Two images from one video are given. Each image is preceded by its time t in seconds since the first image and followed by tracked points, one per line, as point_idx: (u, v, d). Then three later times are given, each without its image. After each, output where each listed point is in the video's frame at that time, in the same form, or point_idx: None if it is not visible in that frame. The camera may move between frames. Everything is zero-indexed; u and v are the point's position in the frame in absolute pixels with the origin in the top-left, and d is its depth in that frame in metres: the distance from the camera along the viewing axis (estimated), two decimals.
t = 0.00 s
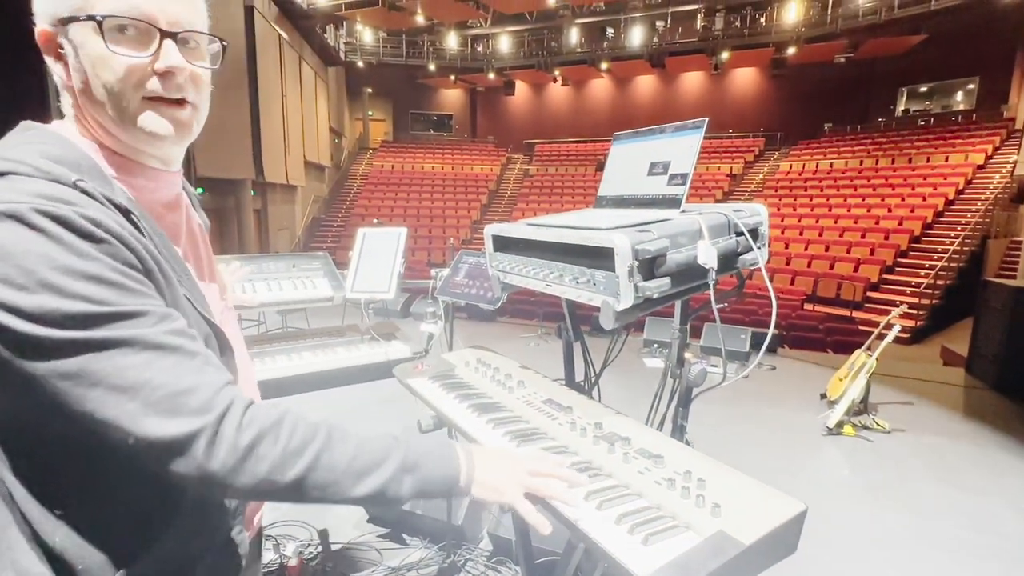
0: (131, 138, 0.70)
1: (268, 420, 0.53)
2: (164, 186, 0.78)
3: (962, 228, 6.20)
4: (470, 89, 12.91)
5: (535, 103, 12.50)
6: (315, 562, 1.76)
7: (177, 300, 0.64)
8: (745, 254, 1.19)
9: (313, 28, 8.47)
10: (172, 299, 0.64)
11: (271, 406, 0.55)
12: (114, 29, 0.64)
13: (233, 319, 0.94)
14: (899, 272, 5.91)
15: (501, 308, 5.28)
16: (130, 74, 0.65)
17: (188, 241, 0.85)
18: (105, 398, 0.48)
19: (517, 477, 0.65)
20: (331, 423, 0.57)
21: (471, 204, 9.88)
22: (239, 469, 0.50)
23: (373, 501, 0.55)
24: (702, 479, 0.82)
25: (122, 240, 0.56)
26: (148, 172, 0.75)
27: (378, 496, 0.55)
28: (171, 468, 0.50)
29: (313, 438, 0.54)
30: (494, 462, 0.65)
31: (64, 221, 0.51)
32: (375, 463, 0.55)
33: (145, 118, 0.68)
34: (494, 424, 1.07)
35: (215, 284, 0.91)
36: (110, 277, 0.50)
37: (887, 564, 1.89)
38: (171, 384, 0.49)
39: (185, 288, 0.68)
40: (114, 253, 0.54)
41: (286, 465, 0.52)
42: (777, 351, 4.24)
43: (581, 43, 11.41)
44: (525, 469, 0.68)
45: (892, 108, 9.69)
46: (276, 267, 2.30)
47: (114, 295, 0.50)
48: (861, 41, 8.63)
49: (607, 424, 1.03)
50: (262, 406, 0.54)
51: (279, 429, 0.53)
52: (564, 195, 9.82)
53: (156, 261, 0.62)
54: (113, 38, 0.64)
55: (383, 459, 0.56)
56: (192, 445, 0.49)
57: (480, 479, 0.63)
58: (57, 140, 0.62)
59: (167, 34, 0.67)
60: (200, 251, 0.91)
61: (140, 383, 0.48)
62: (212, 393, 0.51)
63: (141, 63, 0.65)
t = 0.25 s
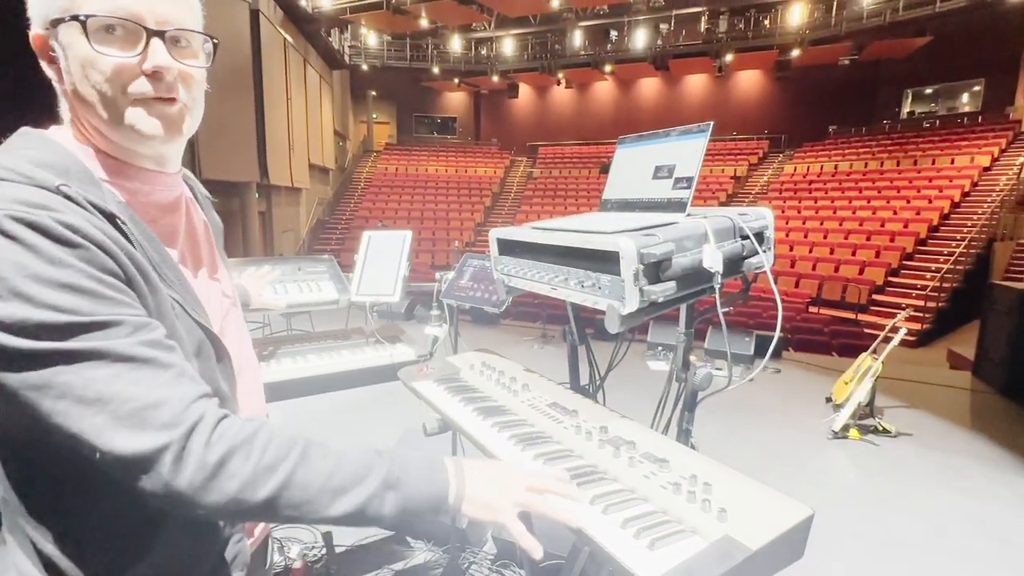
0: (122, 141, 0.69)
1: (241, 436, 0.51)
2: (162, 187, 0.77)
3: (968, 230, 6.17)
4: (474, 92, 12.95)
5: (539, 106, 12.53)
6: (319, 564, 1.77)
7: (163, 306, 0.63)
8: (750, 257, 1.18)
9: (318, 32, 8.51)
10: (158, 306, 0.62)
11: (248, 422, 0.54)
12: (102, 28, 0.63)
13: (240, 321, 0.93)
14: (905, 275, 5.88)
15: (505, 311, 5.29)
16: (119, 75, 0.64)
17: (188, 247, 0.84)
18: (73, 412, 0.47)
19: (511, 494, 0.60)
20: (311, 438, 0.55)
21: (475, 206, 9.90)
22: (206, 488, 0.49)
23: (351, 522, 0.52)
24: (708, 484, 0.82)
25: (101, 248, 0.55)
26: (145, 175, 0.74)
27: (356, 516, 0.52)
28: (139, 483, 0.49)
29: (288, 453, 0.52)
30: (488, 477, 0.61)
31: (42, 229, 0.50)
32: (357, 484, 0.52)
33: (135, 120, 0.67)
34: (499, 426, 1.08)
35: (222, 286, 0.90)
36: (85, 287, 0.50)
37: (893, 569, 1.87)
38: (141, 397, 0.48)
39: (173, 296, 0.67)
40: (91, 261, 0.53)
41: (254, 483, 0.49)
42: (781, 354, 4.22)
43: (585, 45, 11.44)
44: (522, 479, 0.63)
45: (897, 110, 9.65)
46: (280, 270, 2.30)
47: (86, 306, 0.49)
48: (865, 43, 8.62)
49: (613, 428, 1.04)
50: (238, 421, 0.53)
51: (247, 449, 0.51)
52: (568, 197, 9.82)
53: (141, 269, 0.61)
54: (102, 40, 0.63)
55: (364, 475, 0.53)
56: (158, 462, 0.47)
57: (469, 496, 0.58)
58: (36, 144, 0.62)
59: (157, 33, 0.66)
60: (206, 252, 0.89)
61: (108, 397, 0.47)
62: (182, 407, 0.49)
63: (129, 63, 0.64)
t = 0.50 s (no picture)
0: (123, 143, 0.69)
1: (201, 454, 0.48)
2: (167, 191, 0.77)
3: (975, 233, 6.12)
4: (478, 94, 13.00)
5: (543, 108, 12.55)
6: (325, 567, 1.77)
7: (154, 315, 0.62)
8: (758, 261, 1.18)
9: (323, 35, 8.56)
10: (149, 314, 0.62)
11: (217, 437, 0.51)
12: (102, 30, 0.63)
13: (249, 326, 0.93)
14: (911, 278, 5.84)
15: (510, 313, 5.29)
16: (120, 77, 0.64)
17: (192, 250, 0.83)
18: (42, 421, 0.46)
19: (507, 528, 0.55)
20: (286, 455, 0.53)
21: (479, 209, 9.91)
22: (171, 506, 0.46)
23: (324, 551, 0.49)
24: (717, 489, 0.82)
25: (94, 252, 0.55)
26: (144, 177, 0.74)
27: (330, 545, 0.49)
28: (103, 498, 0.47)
29: (259, 472, 0.49)
30: (483, 507, 0.56)
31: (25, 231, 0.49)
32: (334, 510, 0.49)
33: (135, 123, 0.67)
34: (506, 430, 1.08)
35: (227, 289, 0.89)
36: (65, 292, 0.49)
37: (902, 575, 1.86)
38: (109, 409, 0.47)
39: (168, 302, 0.66)
40: (79, 266, 0.52)
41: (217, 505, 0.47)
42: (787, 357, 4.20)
43: (589, 48, 11.47)
44: (520, 509, 0.58)
45: (903, 112, 9.60)
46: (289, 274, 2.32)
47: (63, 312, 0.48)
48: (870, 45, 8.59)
49: (620, 431, 1.03)
50: (210, 435, 0.51)
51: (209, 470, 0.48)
52: (572, 199, 9.81)
53: (133, 275, 0.60)
54: (103, 43, 0.64)
55: (339, 501, 0.50)
56: (120, 477, 0.46)
57: (458, 528, 0.54)
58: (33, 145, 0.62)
59: (162, 38, 0.67)
60: (212, 255, 0.89)
61: (75, 407, 0.46)
62: (148, 420, 0.48)
63: (130, 66, 0.65)
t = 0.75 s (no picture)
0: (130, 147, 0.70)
1: (193, 462, 0.48)
2: (176, 195, 0.77)
3: (980, 236, 6.10)
4: (481, 97, 13.03)
5: (546, 111, 12.57)
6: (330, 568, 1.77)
7: (155, 316, 0.62)
8: (762, 264, 1.18)
9: (327, 39, 8.60)
10: (150, 316, 0.61)
11: (211, 444, 0.51)
12: (108, 32, 0.64)
13: (258, 329, 0.92)
14: (916, 281, 5.82)
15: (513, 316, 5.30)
16: (128, 78, 0.65)
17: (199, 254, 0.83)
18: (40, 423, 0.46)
19: (503, 543, 0.54)
20: (279, 463, 0.53)
21: (482, 211, 9.93)
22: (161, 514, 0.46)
23: (317, 563, 0.49)
24: (721, 493, 0.82)
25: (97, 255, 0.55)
26: (150, 179, 0.74)
27: (323, 556, 0.49)
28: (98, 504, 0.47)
29: (251, 479, 0.50)
30: (479, 518, 0.55)
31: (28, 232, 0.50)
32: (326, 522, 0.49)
33: (141, 125, 0.67)
34: (510, 432, 1.08)
35: (234, 290, 0.88)
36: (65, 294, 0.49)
37: None
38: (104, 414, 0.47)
39: (171, 305, 0.66)
40: (79, 268, 0.52)
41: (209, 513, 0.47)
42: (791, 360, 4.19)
43: (592, 51, 11.49)
44: (519, 522, 0.57)
45: (907, 114, 9.55)
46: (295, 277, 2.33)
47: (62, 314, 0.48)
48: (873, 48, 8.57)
49: (624, 434, 1.03)
50: (204, 442, 0.51)
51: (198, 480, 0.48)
52: (575, 202, 9.81)
53: (136, 278, 0.60)
54: (110, 44, 0.64)
55: (332, 511, 0.50)
56: (110, 482, 0.46)
57: (455, 540, 0.53)
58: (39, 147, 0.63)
59: (168, 39, 0.67)
60: (221, 258, 0.89)
61: (69, 409, 0.46)
62: (142, 424, 0.48)
63: (138, 69, 0.65)
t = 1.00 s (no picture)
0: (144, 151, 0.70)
1: (200, 463, 0.49)
2: (189, 200, 0.77)
3: (987, 238, 6.06)
4: (485, 100, 13.07)
5: (550, 114, 12.59)
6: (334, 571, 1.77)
7: (165, 320, 0.62)
8: (767, 268, 1.18)
9: (332, 43, 8.65)
10: (160, 320, 0.61)
11: (218, 447, 0.51)
12: (121, 39, 0.64)
13: (270, 334, 0.90)
14: (922, 284, 5.79)
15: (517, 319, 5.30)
16: (140, 84, 0.65)
17: (212, 260, 0.81)
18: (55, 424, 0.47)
19: (511, 552, 0.53)
20: (287, 467, 0.53)
21: (486, 214, 9.95)
22: (170, 513, 0.48)
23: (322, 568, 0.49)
24: (727, 498, 0.81)
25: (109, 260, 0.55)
26: (162, 183, 0.74)
27: (327, 562, 0.49)
28: (111, 504, 0.49)
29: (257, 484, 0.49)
30: (487, 525, 0.55)
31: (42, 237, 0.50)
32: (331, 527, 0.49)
33: (155, 130, 0.67)
34: (514, 436, 1.08)
35: (247, 300, 0.85)
36: (78, 298, 0.49)
37: None
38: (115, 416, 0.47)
39: (183, 309, 0.66)
40: (92, 271, 0.53)
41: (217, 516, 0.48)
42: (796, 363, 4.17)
43: (596, 54, 11.50)
44: (526, 528, 0.57)
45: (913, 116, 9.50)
46: (300, 280, 2.34)
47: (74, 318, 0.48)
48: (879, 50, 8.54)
49: (629, 439, 1.03)
50: (212, 444, 0.52)
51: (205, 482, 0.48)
52: (578, 205, 9.82)
53: (148, 282, 0.60)
54: (123, 51, 0.64)
55: (339, 518, 0.50)
56: (121, 482, 0.47)
57: (463, 548, 0.52)
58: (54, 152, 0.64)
59: (179, 43, 0.66)
60: (237, 267, 0.85)
61: (82, 412, 0.47)
62: (151, 427, 0.48)
63: (151, 75, 0.65)
